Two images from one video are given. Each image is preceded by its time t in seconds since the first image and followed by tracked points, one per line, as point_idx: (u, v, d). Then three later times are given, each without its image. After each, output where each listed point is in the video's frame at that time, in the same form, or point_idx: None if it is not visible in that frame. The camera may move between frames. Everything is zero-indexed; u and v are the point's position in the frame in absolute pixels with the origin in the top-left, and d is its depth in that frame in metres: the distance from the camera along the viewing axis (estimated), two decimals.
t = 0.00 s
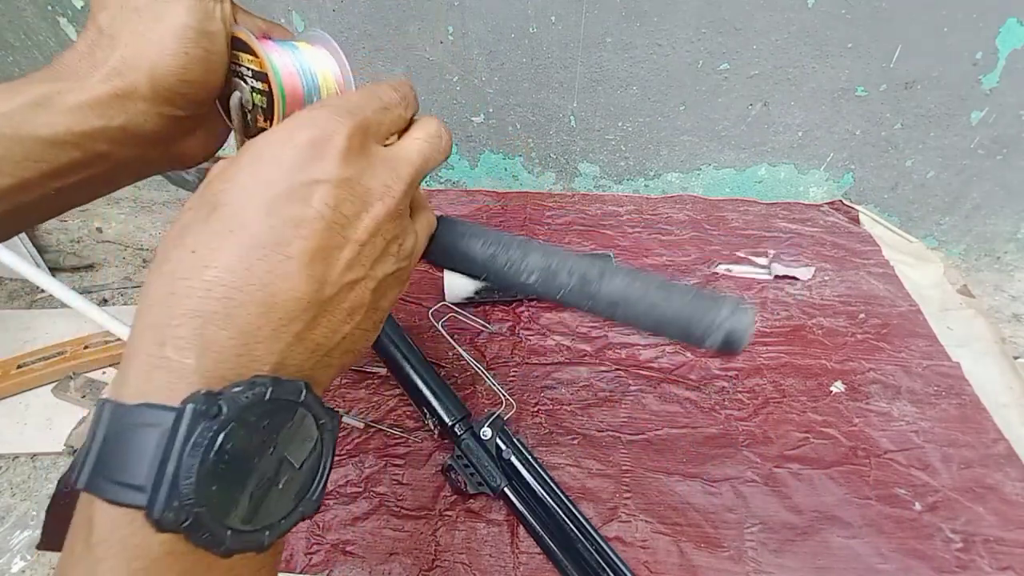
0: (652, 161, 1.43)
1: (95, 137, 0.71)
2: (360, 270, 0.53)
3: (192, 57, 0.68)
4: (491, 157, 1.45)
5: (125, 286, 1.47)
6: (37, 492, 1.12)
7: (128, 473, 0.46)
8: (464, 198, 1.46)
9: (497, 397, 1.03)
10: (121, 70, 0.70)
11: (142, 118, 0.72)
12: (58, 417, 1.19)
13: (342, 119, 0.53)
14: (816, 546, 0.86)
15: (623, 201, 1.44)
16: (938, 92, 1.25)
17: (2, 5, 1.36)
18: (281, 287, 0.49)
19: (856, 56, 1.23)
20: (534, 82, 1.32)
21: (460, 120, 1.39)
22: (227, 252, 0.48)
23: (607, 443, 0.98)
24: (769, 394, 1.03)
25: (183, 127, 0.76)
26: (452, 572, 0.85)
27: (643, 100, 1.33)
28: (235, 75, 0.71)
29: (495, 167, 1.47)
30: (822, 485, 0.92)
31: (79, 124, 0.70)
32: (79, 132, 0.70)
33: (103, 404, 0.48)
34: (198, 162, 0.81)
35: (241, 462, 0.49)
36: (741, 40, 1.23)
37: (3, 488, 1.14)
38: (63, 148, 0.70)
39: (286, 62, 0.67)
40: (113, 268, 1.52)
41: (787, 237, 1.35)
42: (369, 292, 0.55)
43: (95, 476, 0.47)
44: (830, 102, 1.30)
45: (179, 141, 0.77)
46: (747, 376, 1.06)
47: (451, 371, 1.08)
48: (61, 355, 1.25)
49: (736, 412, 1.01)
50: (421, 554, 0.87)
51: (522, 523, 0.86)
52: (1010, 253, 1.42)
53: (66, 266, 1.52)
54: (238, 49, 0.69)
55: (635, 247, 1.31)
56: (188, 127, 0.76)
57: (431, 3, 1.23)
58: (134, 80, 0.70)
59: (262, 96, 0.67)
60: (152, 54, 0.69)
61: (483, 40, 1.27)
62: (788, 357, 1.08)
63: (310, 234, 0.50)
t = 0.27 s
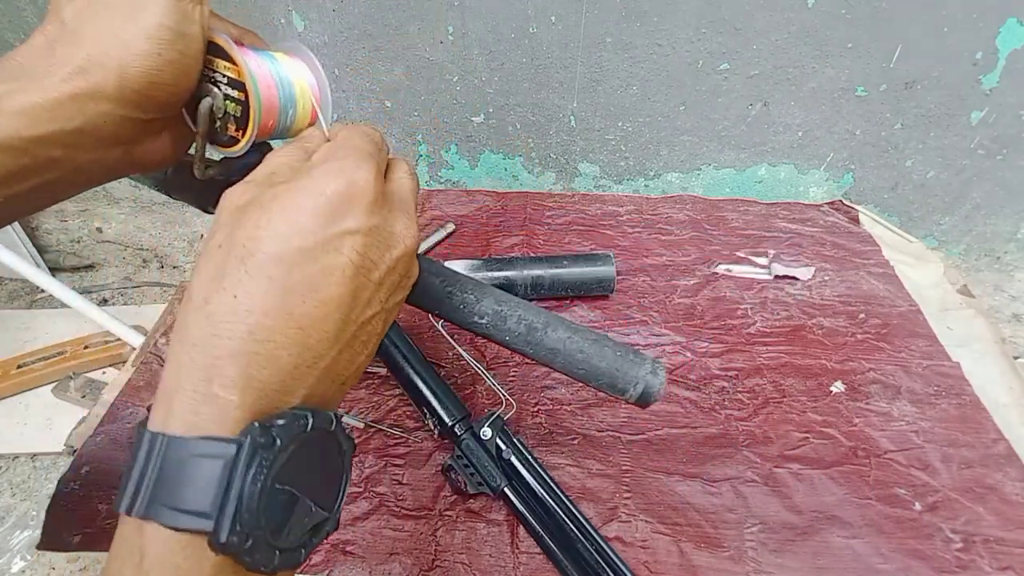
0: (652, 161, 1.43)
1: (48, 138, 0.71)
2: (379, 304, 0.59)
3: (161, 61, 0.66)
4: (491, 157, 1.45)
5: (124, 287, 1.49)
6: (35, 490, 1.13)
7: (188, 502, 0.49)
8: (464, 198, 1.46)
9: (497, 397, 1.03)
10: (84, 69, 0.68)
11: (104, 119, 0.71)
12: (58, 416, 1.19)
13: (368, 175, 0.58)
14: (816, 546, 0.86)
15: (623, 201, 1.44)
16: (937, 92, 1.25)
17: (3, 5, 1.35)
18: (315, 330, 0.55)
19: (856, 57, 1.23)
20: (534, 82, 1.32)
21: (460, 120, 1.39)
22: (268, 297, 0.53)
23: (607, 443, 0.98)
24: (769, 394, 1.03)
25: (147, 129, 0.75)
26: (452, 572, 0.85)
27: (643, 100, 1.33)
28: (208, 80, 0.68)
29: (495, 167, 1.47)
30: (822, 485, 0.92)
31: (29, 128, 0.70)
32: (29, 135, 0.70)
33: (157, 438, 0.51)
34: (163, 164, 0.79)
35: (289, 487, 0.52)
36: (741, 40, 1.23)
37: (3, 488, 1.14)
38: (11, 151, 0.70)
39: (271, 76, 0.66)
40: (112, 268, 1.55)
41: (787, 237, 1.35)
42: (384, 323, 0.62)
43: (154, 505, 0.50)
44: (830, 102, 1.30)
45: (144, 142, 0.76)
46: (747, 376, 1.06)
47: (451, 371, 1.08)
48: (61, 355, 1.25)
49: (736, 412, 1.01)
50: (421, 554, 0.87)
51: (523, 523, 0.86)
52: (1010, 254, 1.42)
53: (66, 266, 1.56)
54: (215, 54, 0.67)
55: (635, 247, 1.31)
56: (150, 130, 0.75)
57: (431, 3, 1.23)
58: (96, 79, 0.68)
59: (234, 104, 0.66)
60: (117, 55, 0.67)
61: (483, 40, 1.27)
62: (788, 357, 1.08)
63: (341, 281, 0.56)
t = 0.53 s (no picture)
0: (652, 162, 1.43)
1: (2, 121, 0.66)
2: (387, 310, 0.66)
3: (124, 42, 0.65)
4: (491, 158, 1.45)
5: (124, 287, 1.48)
6: (35, 490, 1.13)
7: (253, 491, 0.52)
8: (464, 198, 1.46)
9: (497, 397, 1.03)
10: (38, 49, 0.65)
11: (60, 104, 0.67)
12: (58, 417, 1.19)
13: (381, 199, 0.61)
14: (816, 546, 0.86)
15: (623, 201, 1.44)
16: (937, 92, 1.25)
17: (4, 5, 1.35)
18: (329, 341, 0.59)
19: (856, 57, 1.23)
20: (534, 82, 1.32)
21: (460, 120, 1.39)
22: (289, 312, 0.56)
23: (607, 443, 0.98)
24: (769, 394, 1.03)
25: (106, 116, 0.71)
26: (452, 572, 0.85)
27: (643, 100, 1.33)
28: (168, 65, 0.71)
29: (494, 167, 1.47)
30: (822, 484, 0.92)
31: None
32: None
33: (208, 436, 0.52)
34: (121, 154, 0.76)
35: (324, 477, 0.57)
36: (742, 40, 1.23)
37: (3, 488, 1.14)
38: None
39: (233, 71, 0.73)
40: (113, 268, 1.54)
41: (787, 237, 1.35)
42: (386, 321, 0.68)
43: (214, 500, 0.51)
44: (830, 102, 1.30)
45: (99, 132, 0.72)
46: (747, 376, 1.06)
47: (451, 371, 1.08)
48: (61, 355, 1.25)
49: (736, 412, 1.01)
50: (421, 554, 0.87)
51: (522, 523, 0.86)
52: (1010, 254, 1.42)
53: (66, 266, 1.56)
54: (177, 40, 0.71)
55: (635, 247, 1.31)
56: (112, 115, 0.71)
57: (431, 3, 1.23)
58: (54, 59, 0.65)
59: (194, 91, 0.71)
60: (74, 33, 0.64)
61: (483, 41, 1.27)
62: (788, 357, 1.08)
63: (362, 298, 0.61)
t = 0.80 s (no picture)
0: (652, 162, 1.43)
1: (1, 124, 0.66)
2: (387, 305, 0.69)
3: (121, 49, 0.64)
4: (491, 158, 1.45)
5: (124, 287, 1.48)
6: (35, 491, 1.13)
7: (297, 473, 0.56)
8: (464, 198, 1.46)
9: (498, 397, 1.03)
10: (35, 54, 0.64)
11: (58, 108, 0.67)
12: (58, 417, 1.19)
13: (393, 212, 0.63)
14: (816, 546, 0.86)
15: (623, 201, 1.44)
16: (937, 92, 1.25)
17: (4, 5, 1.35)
18: (334, 338, 0.61)
19: (856, 57, 1.23)
20: (534, 82, 1.32)
21: (460, 120, 1.39)
22: (302, 319, 0.58)
23: (607, 443, 0.98)
24: (769, 394, 1.03)
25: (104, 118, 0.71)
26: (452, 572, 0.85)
27: (643, 100, 1.33)
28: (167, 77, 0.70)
29: (494, 167, 1.47)
30: (822, 484, 0.92)
31: None
32: None
33: (257, 427, 0.55)
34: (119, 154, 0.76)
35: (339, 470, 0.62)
36: (742, 40, 1.23)
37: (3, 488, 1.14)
38: None
39: (229, 76, 0.70)
40: (113, 268, 1.53)
41: (787, 237, 1.35)
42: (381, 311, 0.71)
43: (269, 483, 0.54)
44: (830, 102, 1.30)
45: (99, 134, 0.73)
46: (747, 376, 1.06)
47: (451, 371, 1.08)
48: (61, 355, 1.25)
49: (736, 412, 1.01)
50: (421, 554, 0.87)
51: (523, 523, 0.86)
52: (1010, 254, 1.42)
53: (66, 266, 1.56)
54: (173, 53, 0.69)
55: (635, 247, 1.31)
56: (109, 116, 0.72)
57: (431, 3, 1.23)
58: (50, 65, 0.64)
59: (194, 105, 0.69)
60: (69, 39, 0.63)
61: (483, 41, 1.27)
62: (788, 357, 1.08)
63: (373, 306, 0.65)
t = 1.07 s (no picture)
0: (652, 162, 1.43)
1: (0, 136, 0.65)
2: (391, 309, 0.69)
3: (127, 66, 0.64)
4: (491, 158, 1.45)
5: (124, 287, 1.48)
6: (35, 491, 1.13)
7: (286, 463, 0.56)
8: (464, 198, 1.46)
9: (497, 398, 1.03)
10: (38, 68, 0.63)
11: (61, 121, 0.66)
12: (58, 417, 1.19)
13: (420, 230, 0.63)
14: (816, 546, 0.86)
15: (623, 201, 1.44)
16: (937, 92, 1.25)
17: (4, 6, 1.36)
18: (340, 340, 0.61)
19: (856, 57, 1.23)
20: (534, 82, 1.32)
21: (460, 120, 1.39)
22: (313, 315, 0.58)
23: (607, 443, 0.98)
24: (769, 394, 1.03)
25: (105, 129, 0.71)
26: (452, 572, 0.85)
27: (643, 100, 1.32)
28: (165, 90, 0.70)
29: (494, 167, 1.47)
30: (822, 484, 0.92)
31: None
32: None
33: (251, 417, 0.54)
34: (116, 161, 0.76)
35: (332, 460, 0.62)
36: (742, 40, 1.23)
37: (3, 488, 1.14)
38: None
39: (229, 89, 0.71)
40: (113, 268, 1.55)
41: (787, 237, 1.35)
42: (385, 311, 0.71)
43: (263, 473, 0.54)
44: (830, 102, 1.30)
45: (100, 144, 0.73)
46: (747, 376, 1.06)
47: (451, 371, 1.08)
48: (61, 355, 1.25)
49: (736, 412, 1.01)
50: (421, 554, 0.87)
51: (522, 523, 0.86)
52: (1010, 254, 1.41)
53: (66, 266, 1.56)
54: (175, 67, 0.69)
55: (635, 247, 1.31)
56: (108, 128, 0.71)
57: (431, 3, 1.23)
58: (52, 81, 0.63)
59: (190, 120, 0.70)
60: (75, 55, 0.62)
61: (483, 41, 1.27)
62: (788, 357, 1.08)
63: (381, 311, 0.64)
